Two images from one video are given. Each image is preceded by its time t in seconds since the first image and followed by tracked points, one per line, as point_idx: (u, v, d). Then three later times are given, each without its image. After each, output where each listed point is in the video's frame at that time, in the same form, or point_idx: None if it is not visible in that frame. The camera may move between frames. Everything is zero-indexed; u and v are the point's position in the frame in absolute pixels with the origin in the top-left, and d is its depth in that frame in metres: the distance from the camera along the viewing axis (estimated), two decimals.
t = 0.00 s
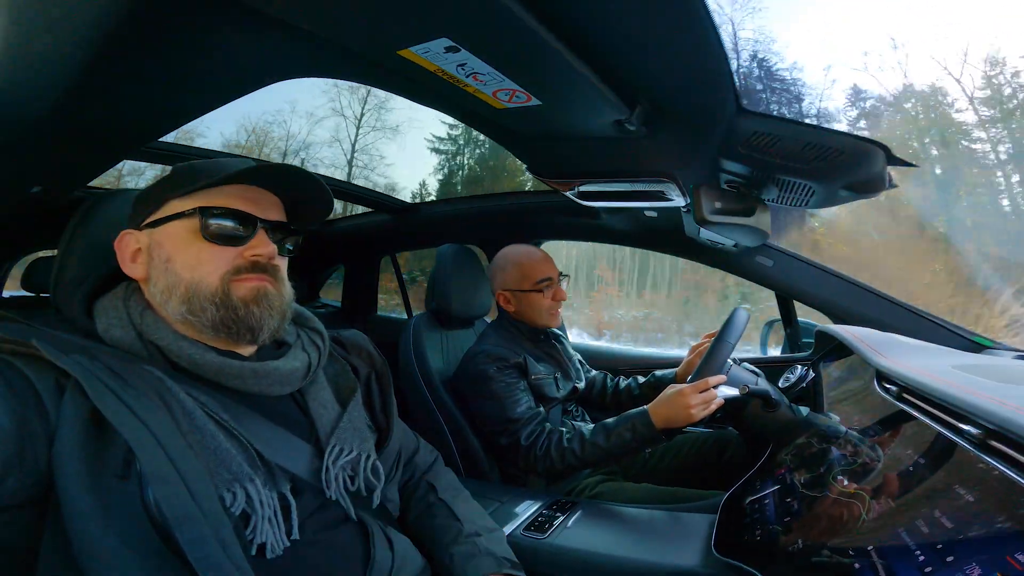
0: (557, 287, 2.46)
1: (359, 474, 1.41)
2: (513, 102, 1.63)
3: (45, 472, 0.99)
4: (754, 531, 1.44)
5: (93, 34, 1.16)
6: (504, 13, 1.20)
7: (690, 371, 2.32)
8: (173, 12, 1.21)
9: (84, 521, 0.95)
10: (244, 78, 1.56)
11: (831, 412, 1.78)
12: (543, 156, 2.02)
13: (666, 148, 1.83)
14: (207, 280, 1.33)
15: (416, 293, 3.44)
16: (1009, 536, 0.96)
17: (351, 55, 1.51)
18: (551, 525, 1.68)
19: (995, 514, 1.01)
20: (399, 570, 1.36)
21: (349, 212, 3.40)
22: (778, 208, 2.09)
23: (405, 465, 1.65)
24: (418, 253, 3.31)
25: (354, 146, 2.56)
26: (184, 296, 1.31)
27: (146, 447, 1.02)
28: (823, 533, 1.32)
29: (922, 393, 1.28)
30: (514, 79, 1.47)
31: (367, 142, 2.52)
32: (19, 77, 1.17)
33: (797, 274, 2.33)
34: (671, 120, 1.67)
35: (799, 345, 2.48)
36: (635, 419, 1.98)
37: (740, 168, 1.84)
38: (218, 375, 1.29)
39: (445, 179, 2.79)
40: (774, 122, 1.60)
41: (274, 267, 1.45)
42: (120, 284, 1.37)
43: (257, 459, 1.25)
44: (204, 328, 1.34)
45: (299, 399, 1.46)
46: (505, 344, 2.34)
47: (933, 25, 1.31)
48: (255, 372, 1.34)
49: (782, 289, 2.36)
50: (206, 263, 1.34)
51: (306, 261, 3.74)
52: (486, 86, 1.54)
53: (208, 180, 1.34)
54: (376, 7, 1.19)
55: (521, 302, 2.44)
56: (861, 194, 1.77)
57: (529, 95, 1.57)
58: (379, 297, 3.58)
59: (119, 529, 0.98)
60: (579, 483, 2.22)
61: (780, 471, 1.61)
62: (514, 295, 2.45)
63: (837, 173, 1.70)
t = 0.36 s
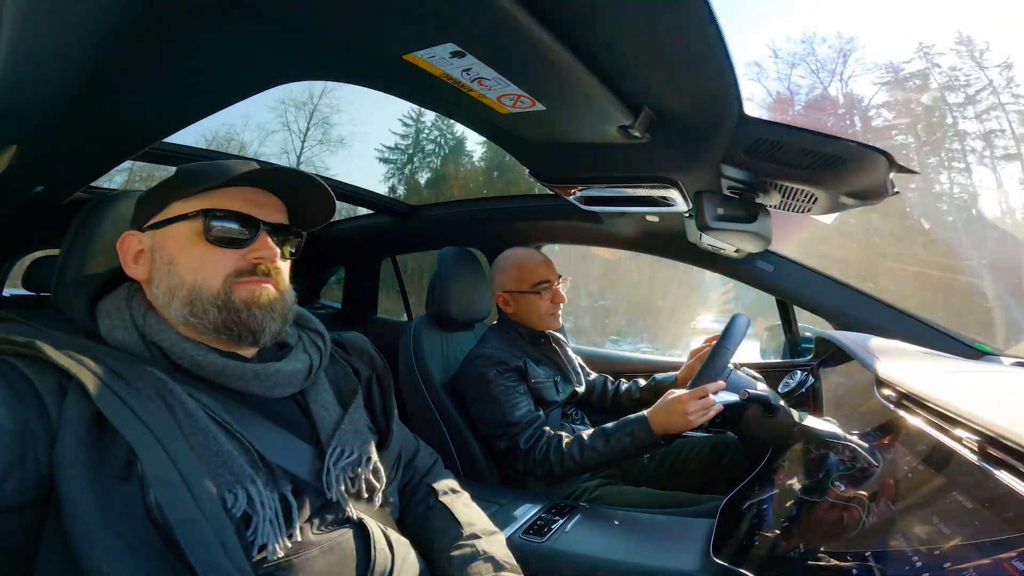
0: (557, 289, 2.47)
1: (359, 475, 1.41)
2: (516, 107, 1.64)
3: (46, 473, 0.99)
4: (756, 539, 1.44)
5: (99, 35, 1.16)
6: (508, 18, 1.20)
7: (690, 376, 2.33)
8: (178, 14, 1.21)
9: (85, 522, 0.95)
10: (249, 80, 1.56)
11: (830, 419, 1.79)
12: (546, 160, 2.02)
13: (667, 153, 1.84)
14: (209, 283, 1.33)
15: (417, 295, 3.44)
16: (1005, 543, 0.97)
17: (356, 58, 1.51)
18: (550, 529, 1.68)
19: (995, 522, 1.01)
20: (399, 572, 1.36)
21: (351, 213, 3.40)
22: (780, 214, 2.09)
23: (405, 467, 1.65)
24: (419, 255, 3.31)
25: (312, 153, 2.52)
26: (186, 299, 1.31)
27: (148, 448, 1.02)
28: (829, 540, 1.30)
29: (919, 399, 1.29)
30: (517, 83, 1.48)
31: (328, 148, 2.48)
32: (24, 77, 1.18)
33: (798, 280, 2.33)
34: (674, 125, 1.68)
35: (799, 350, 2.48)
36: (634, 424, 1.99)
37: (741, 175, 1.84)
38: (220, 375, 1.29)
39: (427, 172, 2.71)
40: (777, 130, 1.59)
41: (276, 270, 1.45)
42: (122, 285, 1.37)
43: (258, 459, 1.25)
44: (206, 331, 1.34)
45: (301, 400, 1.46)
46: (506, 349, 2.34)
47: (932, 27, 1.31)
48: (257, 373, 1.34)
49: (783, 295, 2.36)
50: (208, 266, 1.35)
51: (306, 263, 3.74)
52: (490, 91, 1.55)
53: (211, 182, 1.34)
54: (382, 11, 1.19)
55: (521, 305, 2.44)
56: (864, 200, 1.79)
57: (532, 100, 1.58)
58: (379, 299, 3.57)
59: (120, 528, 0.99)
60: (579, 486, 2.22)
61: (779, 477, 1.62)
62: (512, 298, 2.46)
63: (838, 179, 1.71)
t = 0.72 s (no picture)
0: (557, 289, 2.46)
1: (359, 474, 1.41)
2: (515, 104, 1.64)
3: (42, 471, 0.98)
4: (759, 537, 1.43)
5: (96, 33, 1.16)
6: (506, 14, 1.20)
7: (690, 375, 2.32)
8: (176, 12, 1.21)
9: (81, 521, 0.95)
10: (248, 78, 1.56)
11: (832, 420, 1.78)
12: (544, 158, 2.01)
13: (667, 151, 1.83)
14: (223, 285, 1.34)
15: (417, 296, 3.44)
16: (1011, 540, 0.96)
17: (354, 57, 1.51)
18: (551, 529, 1.67)
19: (999, 519, 1.00)
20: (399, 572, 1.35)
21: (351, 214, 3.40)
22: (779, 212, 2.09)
23: (404, 466, 1.65)
24: (419, 256, 3.32)
25: (273, 151, 2.49)
26: (200, 301, 1.31)
27: (145, 447, 1.02)
28: (831, 537, 1.29)
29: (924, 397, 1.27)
30: (515, 80, 1.47)
31: (289, 145, 2.45)
32: (22, 75, 1.17)
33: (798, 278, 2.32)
34: (673, 123, 1.67)
35: (800, 349, 2.48)
36: (634, 423, 1.98)
37: (740, 171, 1.84)
38: (219, 374, 1.29)
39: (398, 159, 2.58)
40: (777, 126, 1.58)
41: (285, 272, 1.45)
42: (120, 284, 1.36)
43: (257, 459, 1.24)
44: (219, 333, 1.35)
45: (300, 399, 1.46)
46: (507, 348, 2.34)
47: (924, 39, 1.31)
48: (258, 372, 1.33)
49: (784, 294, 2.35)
50: (221, 268, 1.35)
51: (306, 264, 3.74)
52: (488, 88, 1.55)
53: (220, 184, 1.34)
54: (380, 7, 1.19)
55: (522, 305, 2.44)
56: (862, 196, 1.80)
57: (531, 97, 1.58)
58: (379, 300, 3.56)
59: (118, 528, 0.98)
60: (579, 486, 2.21)
61: (781, 475, 1.61)
62: (514, 298, 2.45)
63: (839, 176, 1.71)
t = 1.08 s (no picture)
0: (562, 290, 2.47)
1: (364, 474, 1.42)
2: (520, 108, 1.65)
3: (53, 470, 1.00)
4: (761, 540, 1.44)
5: (108, 36, 1.17)
6: (511, 17, 1.20)
7: (694, 377, 2.33)
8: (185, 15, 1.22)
9: (92, 519, 0.96)
10: (257, 81, 1.57)
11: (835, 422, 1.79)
12: (550, 160, 2.02)
13: (672, 154, 1.84)
14: (221, 284, 1.35)
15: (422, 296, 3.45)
16: (1012, 544, 0.96)
17: (363, 60, 1.52)
18: (554, 529, 1.68)
19: (1001, 525, 1.01)
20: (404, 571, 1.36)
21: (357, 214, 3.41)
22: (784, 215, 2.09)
23: (409, 466, 1.66)
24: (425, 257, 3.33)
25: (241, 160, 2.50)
26: (199, 299, 1.32)
27: (155, 446, 1.03)
28: (832, 541, 1.30)
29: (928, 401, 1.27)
30: (521, 84, 1.48)
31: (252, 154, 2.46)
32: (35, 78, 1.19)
33: (802, 281, 2.32)
34: (678, 126, 1.67)
35: (805, 351, 2.48)
36: (638, 424, 1.99)
37: (746, 174, 1.84)
38: (227, 373, 1.30)
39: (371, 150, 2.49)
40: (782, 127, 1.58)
41: (286, 271, 1.46)
42: (129, 284, 1.38)
43: (264, 459, 1.25)
44: (218, 331, 1.36)
45: (307, 399, 1.47)
46: (512, 349, 2.35)
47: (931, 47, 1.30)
48: (264, 372, 1.34)
49: (788, 296, 2.35)
50: (220, 267, 1.36)
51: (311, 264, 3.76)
52: (494, 91, 1.55)
53: (221, 184, 1.35)
54: (389, 12, 1.20)
55: (527, 305, 2.44)
56: (868, 200, 1.79)
57: (537, 101, 1.58)
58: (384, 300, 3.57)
59: (127, 527, 0.99)
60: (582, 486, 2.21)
61: (784, 478, 1.62)
62: (519, 298, 2.45)
63: (844, 179, 1.72)
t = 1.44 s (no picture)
0: (567, 289, 2.46)
1: (368, 474, 1.42)
2: (525, 107, 1.64)
3: (59, 468, 1.00)
4: (765, 543, 1.43)
5: (116, 36, 1.17)
6: (514, 17, 1.20)
7: (700, 378, 2.31)
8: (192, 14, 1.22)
9: (96, 518, 0.96)
10: (263, 81, 1.57)
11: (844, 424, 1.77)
12: (555, 161, 2.02)
13: (678, 154, 1.83)
14: (223, 286, 1.34)
15: (427, 296, 3.45)
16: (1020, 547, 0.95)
17: (369, 61, 1.52)
18: (558, 530, 1.67)
19: (1008, 528, 0.99)
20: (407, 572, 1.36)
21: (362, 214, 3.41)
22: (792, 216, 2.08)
23: (413, 466, 1.65)
24: (430, 258, 3.32)
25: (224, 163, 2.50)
26: (201, 300, 1.32)
27: (160, 445, 1.03)
28: (837, 545, 1.29)
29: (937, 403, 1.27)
30: (526, 84, 1.48)
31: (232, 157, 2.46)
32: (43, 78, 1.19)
33: (809, 282, 2.30)
34: (684, 125, 1.66)
35: (812, 353, 2.47)
36: (643, 424, 1.98)
37: (753, 174, 1.83)
38: (231, 374, 1.30)
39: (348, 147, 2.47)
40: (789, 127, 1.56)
41: (289, 273, 1.46)
42: (136, 284, 1.38)
43: (268, 458, 1.25)
44: (219, 333, 1.36)
45: (311, 399, 1.47)
46: (517, 349, 2.34)
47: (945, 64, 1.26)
48: (269, 373, 1.34)
49: (795, 297, 2.33)
50: (222, 268, 1.36)
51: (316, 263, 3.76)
52: (499, 91, 1.55)
53: (223, 183, 1.35)
54: (392, 12, 1.20)
55: (532, 305, 2.44)
56: (878, 201, 1.76)
57: (541, 100, 1.58)
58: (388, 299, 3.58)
59: (132, 525, 1.00)
60: (587, 487, 2.20)
61: (790, 479, 1.61)
62: (524, 298, 2.45)
63: (852, 180, 1.70)
